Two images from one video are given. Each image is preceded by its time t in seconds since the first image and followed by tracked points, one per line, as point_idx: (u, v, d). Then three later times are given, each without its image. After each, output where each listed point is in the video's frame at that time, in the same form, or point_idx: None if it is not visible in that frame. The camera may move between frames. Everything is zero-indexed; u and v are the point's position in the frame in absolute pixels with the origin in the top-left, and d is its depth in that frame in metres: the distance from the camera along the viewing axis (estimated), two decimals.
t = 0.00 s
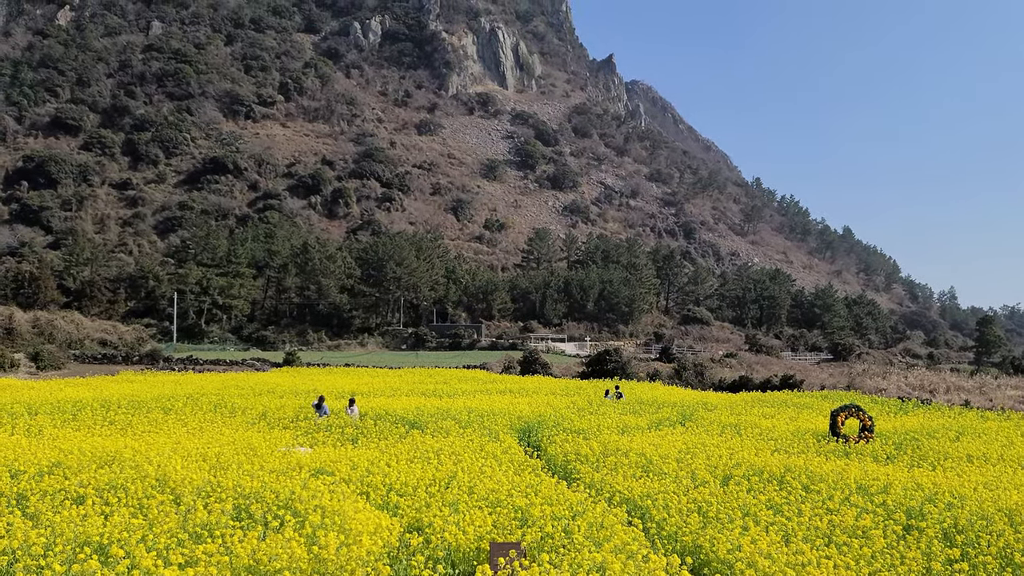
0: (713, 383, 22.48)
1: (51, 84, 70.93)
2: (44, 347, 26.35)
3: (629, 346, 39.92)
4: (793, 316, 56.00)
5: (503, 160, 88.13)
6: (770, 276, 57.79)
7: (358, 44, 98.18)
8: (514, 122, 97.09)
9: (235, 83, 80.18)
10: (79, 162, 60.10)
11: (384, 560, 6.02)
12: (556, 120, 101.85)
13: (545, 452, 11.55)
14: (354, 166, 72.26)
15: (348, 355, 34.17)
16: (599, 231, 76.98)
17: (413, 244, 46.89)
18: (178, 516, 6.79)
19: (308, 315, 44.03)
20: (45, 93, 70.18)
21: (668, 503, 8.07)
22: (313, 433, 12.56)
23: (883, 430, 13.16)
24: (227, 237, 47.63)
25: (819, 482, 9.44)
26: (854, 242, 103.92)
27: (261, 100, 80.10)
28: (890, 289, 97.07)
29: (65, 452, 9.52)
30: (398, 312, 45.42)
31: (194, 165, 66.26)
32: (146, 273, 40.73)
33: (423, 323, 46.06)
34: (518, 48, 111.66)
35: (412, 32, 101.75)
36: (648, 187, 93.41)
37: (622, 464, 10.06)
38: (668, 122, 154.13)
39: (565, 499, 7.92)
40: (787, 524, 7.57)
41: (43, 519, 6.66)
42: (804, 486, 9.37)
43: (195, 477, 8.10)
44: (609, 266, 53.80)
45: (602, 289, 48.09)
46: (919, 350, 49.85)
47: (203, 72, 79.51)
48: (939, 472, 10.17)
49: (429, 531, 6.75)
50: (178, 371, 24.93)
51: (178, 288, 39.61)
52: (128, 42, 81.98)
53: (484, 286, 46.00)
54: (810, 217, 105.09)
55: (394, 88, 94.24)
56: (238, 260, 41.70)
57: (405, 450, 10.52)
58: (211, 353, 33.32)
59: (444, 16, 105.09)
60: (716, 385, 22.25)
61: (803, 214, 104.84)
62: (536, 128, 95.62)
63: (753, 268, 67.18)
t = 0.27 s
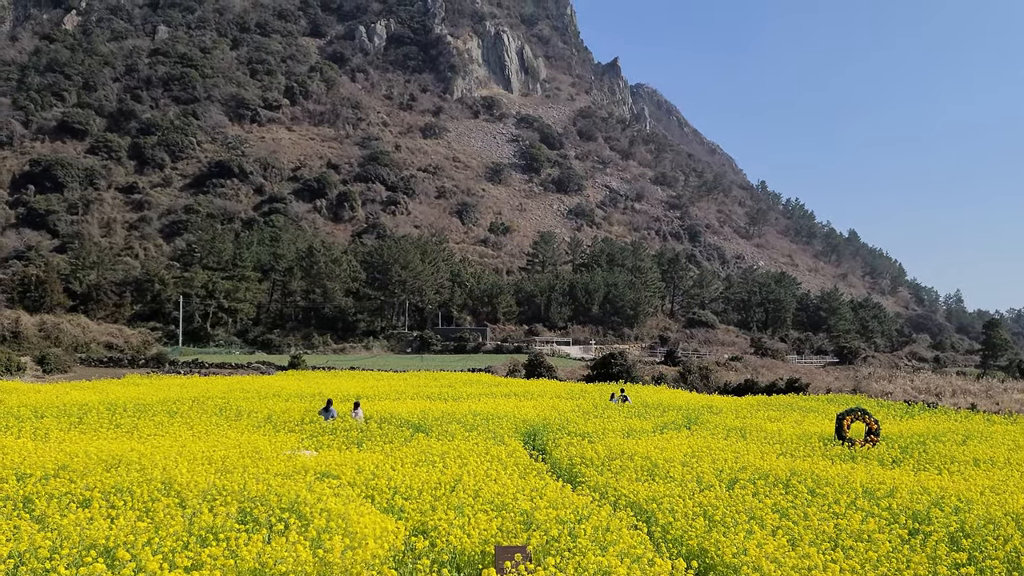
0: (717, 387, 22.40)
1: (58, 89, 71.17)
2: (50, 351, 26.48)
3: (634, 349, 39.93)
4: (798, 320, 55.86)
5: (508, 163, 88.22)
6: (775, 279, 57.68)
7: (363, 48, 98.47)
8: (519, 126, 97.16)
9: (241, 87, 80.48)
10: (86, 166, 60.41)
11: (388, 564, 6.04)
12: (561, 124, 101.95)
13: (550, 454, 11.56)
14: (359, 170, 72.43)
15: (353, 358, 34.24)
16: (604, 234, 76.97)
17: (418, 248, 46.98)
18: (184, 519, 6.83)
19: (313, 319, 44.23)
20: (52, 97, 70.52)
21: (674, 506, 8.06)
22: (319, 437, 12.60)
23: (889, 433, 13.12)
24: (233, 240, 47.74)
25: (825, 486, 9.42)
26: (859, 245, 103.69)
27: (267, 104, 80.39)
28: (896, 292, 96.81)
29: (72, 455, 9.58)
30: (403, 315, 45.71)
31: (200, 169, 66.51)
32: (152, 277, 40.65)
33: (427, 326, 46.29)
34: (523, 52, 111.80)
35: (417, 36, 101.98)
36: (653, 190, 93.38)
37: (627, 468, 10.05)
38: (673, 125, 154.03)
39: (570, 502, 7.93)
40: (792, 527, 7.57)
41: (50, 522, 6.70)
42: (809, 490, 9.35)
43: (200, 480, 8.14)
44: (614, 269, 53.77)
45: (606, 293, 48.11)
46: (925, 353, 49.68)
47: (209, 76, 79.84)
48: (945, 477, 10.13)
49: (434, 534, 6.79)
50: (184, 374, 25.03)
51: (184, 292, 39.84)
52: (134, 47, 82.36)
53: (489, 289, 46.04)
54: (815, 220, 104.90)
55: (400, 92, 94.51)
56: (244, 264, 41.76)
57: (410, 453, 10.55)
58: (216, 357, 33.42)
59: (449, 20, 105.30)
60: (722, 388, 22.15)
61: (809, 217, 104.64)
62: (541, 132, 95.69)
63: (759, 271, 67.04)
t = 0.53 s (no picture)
0: (724, 390, 22.29)
1: (64, 92, 71.41)
2: (57, 354, 26.65)
3: (639, 352, 39.89)
4: (803, 322, 55.75)
5: (513, 166, 88.31)
6: (780, 282, 57.56)
7: (368, 52, 98.76)
8: (524, 129, 97.27)
9: (247, 91, 80.79)
10: (92, 170, 60.70)
11: (394, 568, 6.05)
12: (566, 127, 102.04)
13: (555, 458, 11.56)
14: (365, 173, 72.58)
15: (358, 361, 34.20)
16: (609, 237, 76.97)
17: (423, 251, 47.04)
18: (189, 522, 6.85)
19: (318, 322, 43.98)
20: (59, 101, 70.82)
21: (679, 510, 8.05)
22: (324, 440, 12.62)
23: (894, 437, 13.09)
24: (238, 243, 47.90)
25: (831, 490, 9.39)
26: (864, 248, 103.46)
27: (272, 108, 80.67)
28: (902, 295, 96.56)
29: (79, 459, 9.61)
30: (408, 319, 45.79)
31: (206, 173, 66.77)
32: (158, 280, 40.75)
33: (433, 329, 46.39)
34: (528, 55, 111.95)
35: (422, 39, 102.22)
36: (658, 193, 93.33)
37: (632, 471, 10.05)
38: (678, 128, 154.01)
39: (576, 506, 7.94)
40: (798, 531, 7.55)
41: (57, 525, 6.75)
42: (815, 494, 9.33)
43: (205, 484, 8.16)
44: (619, 272, 53.79)
45: (611, 296, 48.14)
46: (931, 356, 49.51)
47: (215, 79, 80.15)
48: (951, 480, 10.10)
49: (439, 538, 6.80)
50: (190, 378, 25.10)
51: (189, 296, 39.92)
52: (140, 51, 82.71)
53: (494, 292, 46.05)
54: (821, 223, 104.72)
55: (405, 96, 94.77)
56: (249, 268, 42.02)
57: (415, 457, 10.56)
58: (222, 360, 33.48)
59: (453, 23, 105.51)
60: (727, 392, 22.07)
61: (814, 220, 104.45)
62: (546, 135, 95.81)
63: (764, 274, 66.89)
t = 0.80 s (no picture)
0: (729, 393, 22.25)
1: (71, 96, 71.76)
2: (63, 357, 26.74)
3: (645, 355, 39.81)
4: (810, 325, 55.61)
5: (519, 169, 88.34)
6: (786, 285, 57.39)
7: (374, 55, 99.00)
8: (529, 132, 97.34)
9: (253, 94, 81.09)
10: (99, 173, 60.97)
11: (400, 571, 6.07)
12: (571, 129, 102.07)
13: (561, 461, 11.57)
14: (370, 176, 72.71)
15: (364, 364, 34.21)
16: (614, 240, 76.94)
17: (429, 254, 47.08)
18: (194, 525, 6.88)
19: (324, 325, 43.92)
20: (66, 104, 71.15)
21: (685, 513, 8.05)
22: (329, 443, 12.66)
23: (901, 440, 13.04)
24: (244, 247, 48.05)
25: (837, 493, 9.37)
26: (871, 251, 103.12)
27: (278, 111, 80.94)
28: (908, 298, 96.22)
29: (85, 462, 9.66)
30: (413, 321, 45.72)
31: (212, 176, 66.99)
32: (163, 283, 40.71)
33: (438, 332, 46.29)
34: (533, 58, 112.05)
35: (427, 42, 102.40)
36: (663, 196, 93.23)
37: (637, 474, 10.05)
38: (683, 131, 153.90)
39: (581, 509, 7.94)
40: (804, 535, 7.54)
41: (63, 527, 6.78)
42: (821, 497, 9.31)
43: (211, 487, 8.20)
44: (624, 275, 53.76)
45: (617, 299, 48.11)
46: (938, 359, 49.28)
47: (221, 83, 80.44)
48: (959, 483, 10.06)
49: (445, 541, 6.81)
50: (196, 380, 25.29)
51: (195, 298, 39.79)
52: (147, 54, 83.06)
53: (499, 295, 46.02)
54: (826, 226, 104.45)
55: (410, 99, 94.98)
56: (255, 270, 41.87)
57: (420, 460, 10.57)
58: (227, 363, 33.58)
59: (459, 26, 105.66)
60: (733, 395, 22.03)
61: (820, 223, 104.20)
62: (551, 138, 95.87)
63: (770, 276, 66.69)
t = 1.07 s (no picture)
0: (736, 396, 22.26)
1: (79, 100, 72.22)
2: (71, 359, 26.91)
3: (651, 357, 39.82)
4: (816, 328, 55.42)
5: (525, 172, 88.44)
6: (793, 287, 57.24)
7: (380, 58, 99.25)
8: (535, 135, 97.44)
9: (259, 97, 81.49)
10: (107, 176, 61.31)
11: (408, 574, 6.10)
12: (577, 132, 102.10)
13: (567, 464, 11.60)
14: (376, 179, 72.88)
15: (369, 366, 34.36)
16: (621, 243, 76.93)
17: (435, 257, 47.15)
18: (202, 527, 6.93)
19: (331, 327, 44.11)
20: (74, 108, 71.58)
21: (692, 516, 8.07)
22: (337, 445, 12.72)
23: (908, 443, 13.02)
24: (251, 249, 48.25)
25: (844, 496, 9.35)
26: (877, 253, 102.79)
27: (285, 114, 81.28)
28: (915, 300, 95.93)
29: (94, 464, 9.74)
30: (419, 324, 45.72)
31: (219, 179, 67.28)
32: (170, 285, 40.92)
33: (445, 334, 46.35)
34: (539, 61, 112.15)
35: (433, 45, 102.62)
36: (669, 198, 93.17)
37: (644, 477, 10.06)
38: (689, 133, 153.79)
39: (587, 511, 7.96)
40: (812, 537, 7.54)
41: (72, 530, 6.84)
42: (828, 500, 9.29)
43: (218, 489, 8.25)
44: (630, 278, 53.74)
45: (623, 301, 48.11)
46: (945, 362, 49.06)
47: (228, 86, 80.79)
48: (966, 486, 10.03)
49: (452, 543, 6.84)
50: (203, 383, 25.33)
51: (203, 301, 40.16)
52: (154, 58, 83.47)
53: (506, 297, 46.03)
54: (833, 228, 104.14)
55: (416, 102, 95.22)
56: (262, 273, 42.14)
57: (427, 462, 10.62)
58: (234, 365, 33.74)
59: (465, 30, 105.86)
60: (739, 398, 22.02)
61: (827, 225, 103.89)
62: (557, 140, 95.94)
63: (776, 279, 66.57)
